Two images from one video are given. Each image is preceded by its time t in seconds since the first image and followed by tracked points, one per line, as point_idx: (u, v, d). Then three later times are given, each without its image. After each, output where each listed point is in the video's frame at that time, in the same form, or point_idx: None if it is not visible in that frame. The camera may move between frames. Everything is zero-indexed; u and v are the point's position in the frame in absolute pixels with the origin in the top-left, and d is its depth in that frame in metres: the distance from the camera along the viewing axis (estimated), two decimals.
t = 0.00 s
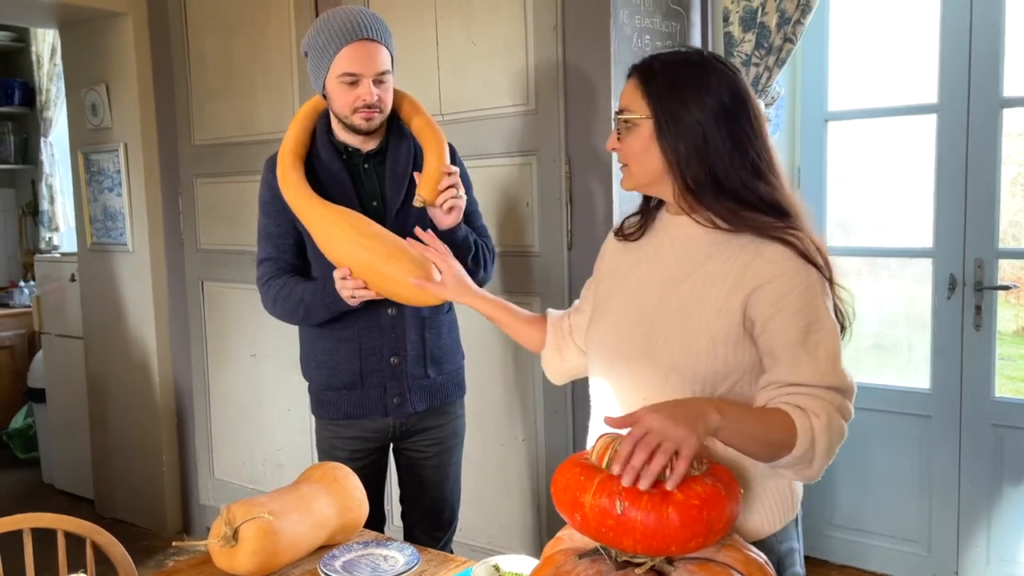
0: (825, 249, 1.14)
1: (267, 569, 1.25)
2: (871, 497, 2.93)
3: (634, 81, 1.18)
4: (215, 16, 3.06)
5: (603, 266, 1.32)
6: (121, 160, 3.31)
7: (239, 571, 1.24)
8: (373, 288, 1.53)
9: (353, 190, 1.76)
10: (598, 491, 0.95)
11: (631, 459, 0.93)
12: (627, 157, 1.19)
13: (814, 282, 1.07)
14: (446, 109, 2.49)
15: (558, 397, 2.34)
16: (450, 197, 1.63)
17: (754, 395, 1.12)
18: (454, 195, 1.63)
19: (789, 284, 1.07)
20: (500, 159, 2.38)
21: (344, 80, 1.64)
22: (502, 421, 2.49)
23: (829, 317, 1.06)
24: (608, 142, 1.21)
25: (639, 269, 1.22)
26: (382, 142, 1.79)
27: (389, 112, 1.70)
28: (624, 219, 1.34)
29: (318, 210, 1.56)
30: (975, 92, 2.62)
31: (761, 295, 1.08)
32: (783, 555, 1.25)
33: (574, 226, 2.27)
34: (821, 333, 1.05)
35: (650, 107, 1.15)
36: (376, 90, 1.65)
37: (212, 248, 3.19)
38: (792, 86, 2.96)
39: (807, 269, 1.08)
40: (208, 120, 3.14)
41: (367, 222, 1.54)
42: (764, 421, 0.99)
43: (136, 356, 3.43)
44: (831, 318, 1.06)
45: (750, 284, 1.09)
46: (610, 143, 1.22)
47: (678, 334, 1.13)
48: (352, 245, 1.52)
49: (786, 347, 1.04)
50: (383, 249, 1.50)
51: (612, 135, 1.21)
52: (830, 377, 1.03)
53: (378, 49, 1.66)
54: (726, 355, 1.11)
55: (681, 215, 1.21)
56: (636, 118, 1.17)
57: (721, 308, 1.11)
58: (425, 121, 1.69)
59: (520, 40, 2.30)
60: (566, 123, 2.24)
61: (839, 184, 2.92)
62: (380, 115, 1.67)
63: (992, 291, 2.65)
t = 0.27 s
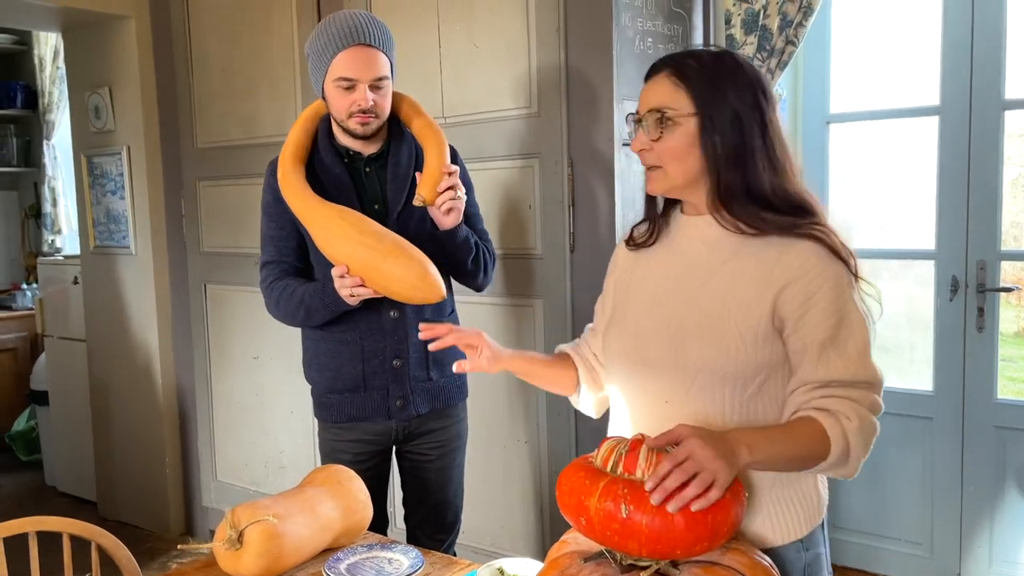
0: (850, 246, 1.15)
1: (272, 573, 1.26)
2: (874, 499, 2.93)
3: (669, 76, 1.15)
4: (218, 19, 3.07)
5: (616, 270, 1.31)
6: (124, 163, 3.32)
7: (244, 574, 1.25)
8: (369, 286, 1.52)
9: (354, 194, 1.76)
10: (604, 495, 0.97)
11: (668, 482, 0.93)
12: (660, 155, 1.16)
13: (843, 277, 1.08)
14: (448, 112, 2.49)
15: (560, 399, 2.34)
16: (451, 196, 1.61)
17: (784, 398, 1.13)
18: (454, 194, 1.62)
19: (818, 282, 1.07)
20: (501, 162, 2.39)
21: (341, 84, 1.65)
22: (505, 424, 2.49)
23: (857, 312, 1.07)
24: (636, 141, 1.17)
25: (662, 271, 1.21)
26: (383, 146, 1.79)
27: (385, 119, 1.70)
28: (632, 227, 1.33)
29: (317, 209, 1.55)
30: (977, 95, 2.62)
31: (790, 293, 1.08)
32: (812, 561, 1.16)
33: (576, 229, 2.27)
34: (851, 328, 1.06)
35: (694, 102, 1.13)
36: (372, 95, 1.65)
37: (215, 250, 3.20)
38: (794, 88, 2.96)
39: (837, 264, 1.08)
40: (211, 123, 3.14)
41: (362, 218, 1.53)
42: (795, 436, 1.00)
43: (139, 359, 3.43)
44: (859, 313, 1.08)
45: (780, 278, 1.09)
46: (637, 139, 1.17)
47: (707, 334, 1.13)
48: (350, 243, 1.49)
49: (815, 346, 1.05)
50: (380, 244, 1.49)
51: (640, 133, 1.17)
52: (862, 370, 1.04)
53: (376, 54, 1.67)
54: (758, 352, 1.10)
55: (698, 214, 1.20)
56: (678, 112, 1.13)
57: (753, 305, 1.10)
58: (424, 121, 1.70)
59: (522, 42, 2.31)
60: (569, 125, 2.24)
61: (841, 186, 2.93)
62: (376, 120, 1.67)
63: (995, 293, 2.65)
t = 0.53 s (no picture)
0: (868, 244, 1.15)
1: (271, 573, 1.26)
2: (873, 499, 2.93)
3: (696, 69, 1.14)
4: (217, 19, 3.07)
5: (625, 272, 1.28)
6: (123, 163, 3.32)
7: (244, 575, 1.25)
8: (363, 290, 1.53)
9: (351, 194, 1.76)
10: (604, 494, 0.97)
11: (688, 495, 0.93)
12: (687, 149, 1.14)
13: (862, 278, 1.08)
14: (447, 112, 2.50)
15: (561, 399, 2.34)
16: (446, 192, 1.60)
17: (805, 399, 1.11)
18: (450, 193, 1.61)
19: (840, 281, 1.07)
20: (499, 162, 2.39)
21: (336, 83, 1.65)
22: (505, 424, 2.49)
23: (879, 313, 1.07)
24: (662, 134, 1.15)
25: (675, 270, 1.19)
26: (381, 145, 1.79)
27: (380, 120, 1.69)
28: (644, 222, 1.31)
29: (312, 211, 1.56)
30: (976, 95, 2.62)
31: (812, 292, 1.08)
32: (830, 566, 1.14)
33: (575, 228, 2.27)
34: (874, 329, 1.05)
35: (724, 95, 1.12)
36: (367, 93, 1.65)
37: (214, 251, 3.19)
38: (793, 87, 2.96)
39: (857, 265, 1.08)
40: (211, 124, 3.14)
41: (356, 222, 1.54)
42: (815, 444, 0.99)
43: (139, 359, 3.43)
44: (881, 314, 1.07)
45: (800, 280, 1.08)
46: (662, 133, 1.16)
47: (725, 332, 1.11)
48: (343, 246, 1.51)
49: (836, 347, 1.05)
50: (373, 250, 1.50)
51: (666, 126, 1.15)
52: (885, 372, 1.04)
53: (372, 53, 1.67)
54: (777, 353, 1.09)
55: (716, 213, 1.20)
56: (708, 105, 1.12)
57: (772, 305, 1.09)
58: (421, 121, 1.70)
59: (521, 43, 2.31)
60: (568, 126, 2.25)
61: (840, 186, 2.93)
62: (372, 119, 1.66)
63: (994, 292, 2.65)
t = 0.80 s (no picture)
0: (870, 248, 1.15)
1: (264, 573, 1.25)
2: (870, 499, 2.93)
3: (704, 84, 1.10)
4: (214, 19, 3.07)
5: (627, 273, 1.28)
6: (120, 163, 3.31)
7: None
8: (349, 295, 1.50)
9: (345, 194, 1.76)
10: (597, 494, 0.97)
11: (688, 490, 0.92)
12: (706, 168, 1.11)
13: (865, 285, 1.07)
14: (444, 112, 2.49)
15: (557, 400, 2.34)
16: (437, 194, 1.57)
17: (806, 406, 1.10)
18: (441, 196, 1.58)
19: (841, 289, 1.06)
20: (495, 162, 2.39)
21: (325, 84, 1.65)
22: (501, 425, 2.49)
23: (881, 320, 1.06)
24: (678, 157, 1.12)
25: (677, 272, 1.19)
26: (376, 145, 1.79)
27: (371, 121, 1.69)
28: (652, 220, 1.29)
29: (300, 212, 1.53)
30: (972, 95, 2.62)
31: (812, 299, 1.07)
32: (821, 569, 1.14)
33: (571, 228, 2.27)
34: (877, 336, 1.04)
35: (738, 110, 1.09)
36: (356, 94, 1.65)
37: (211, 251, 3.19)
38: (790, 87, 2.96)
39: (860, 273, 1.07)
40: (207, 124, 3.14)
41: (347, 226, 1.51)
42: (818, 453, 0.98)
43: (135, 360, 3.42)
44: (883, 322, 1.06)
45: (800, 285, 1.08)
46: (677, 155, 1.12)
47: (722, 336, 1.10)
48: (329, 250, 1.48)
49: (839, 354, 1.04)
50: (361, 254, 1.47)
51: (680, 148, 1.12)
52: (889, 380, 1.03)
53: (361, 52, 1.66)
54: (775, 358, 1.08)
55: (721, 215, 1.18)
56: (722, 123, 1.10)
57: (770, 309, 1.08)
58: (415, 121, 1.69)
59: (518, 42, 2.31)
60: (565, 126, 2.24)
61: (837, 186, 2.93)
62: (362, 120, 1.66)
63: (990, 293, 2.65)
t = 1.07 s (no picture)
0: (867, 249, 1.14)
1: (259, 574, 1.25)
2: (866, 500, 2.93)
3: (701, 99, 1.11)
4: (210, 19, 3.06)
5: (632, 281, 1.29)
6: (116, 163, 3.31)
7: None
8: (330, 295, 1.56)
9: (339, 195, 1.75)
10: (592, 495, 0.97)
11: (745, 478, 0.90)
12: (712, 181, 1.13)
13: (867, 283, 1.07)
14: (440, 112, 2.49)
15: (553, 400, 2.34)
16: (426, 194, 1.60)
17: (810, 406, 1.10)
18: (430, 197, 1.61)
19: (843, 288, 1.06)
20: (492, 162, 2.39)
21: (318, 82, 1.65)
22: (497, 425, 2.49)
23: (883, 318, 1.06)
24: (683, 173, 1.13)
25: (678, 272, 1.20)
26: (370, 146, 1.78)
27: (365, 118, 1.69)
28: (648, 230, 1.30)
29: (286, 213, 1.58)
30: (968, 96, 2.63)
31: (813, 299, 1.07)
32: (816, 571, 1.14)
33: (568, 229, 2.26)
34: (880, 334, 1.05)
35: (736, 123, 1.10)
36: (348, 92, 1.65)
37: (207, 251, 3.18)
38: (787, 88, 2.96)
39: (862, 271, 1.08)
40: (204, 124, 3.13)
41: (329, 226, 1.56)
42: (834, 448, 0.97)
43: (131, 360, 3.42)
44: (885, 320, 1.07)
45: (801, 285, 1.08)
46: (682, 170, 1.13)
47: (720, 336, 1.10)
48: (311, 251, 1.53)
49: (848, 351, 1.03)
50: (341, 256, 1.52)
51: (685, 164, 1.13)
52: (896, 377, 1.03)
53: (353, 50, 1.66)
54: (775, 359, 1.08)
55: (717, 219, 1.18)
56: (724, 136, 1.11)
57: (770, 309, 1.08)
58: (409, 122, 1.71)
59: (514, 43, 2.30)
60: (561, 126, 2.24)
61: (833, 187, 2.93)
62: (355, 118, 1.67)
63: (986, 293, 2.65)
